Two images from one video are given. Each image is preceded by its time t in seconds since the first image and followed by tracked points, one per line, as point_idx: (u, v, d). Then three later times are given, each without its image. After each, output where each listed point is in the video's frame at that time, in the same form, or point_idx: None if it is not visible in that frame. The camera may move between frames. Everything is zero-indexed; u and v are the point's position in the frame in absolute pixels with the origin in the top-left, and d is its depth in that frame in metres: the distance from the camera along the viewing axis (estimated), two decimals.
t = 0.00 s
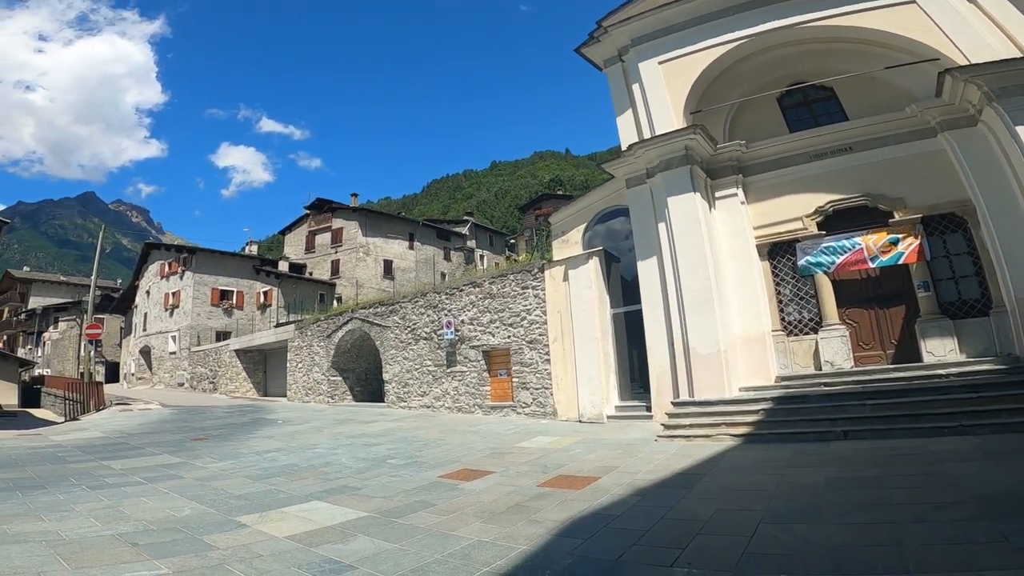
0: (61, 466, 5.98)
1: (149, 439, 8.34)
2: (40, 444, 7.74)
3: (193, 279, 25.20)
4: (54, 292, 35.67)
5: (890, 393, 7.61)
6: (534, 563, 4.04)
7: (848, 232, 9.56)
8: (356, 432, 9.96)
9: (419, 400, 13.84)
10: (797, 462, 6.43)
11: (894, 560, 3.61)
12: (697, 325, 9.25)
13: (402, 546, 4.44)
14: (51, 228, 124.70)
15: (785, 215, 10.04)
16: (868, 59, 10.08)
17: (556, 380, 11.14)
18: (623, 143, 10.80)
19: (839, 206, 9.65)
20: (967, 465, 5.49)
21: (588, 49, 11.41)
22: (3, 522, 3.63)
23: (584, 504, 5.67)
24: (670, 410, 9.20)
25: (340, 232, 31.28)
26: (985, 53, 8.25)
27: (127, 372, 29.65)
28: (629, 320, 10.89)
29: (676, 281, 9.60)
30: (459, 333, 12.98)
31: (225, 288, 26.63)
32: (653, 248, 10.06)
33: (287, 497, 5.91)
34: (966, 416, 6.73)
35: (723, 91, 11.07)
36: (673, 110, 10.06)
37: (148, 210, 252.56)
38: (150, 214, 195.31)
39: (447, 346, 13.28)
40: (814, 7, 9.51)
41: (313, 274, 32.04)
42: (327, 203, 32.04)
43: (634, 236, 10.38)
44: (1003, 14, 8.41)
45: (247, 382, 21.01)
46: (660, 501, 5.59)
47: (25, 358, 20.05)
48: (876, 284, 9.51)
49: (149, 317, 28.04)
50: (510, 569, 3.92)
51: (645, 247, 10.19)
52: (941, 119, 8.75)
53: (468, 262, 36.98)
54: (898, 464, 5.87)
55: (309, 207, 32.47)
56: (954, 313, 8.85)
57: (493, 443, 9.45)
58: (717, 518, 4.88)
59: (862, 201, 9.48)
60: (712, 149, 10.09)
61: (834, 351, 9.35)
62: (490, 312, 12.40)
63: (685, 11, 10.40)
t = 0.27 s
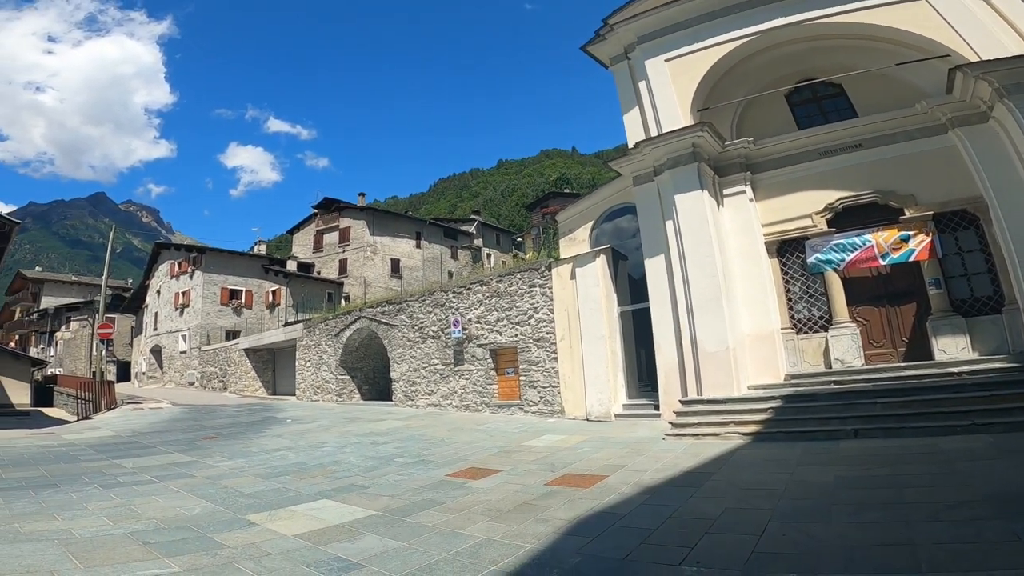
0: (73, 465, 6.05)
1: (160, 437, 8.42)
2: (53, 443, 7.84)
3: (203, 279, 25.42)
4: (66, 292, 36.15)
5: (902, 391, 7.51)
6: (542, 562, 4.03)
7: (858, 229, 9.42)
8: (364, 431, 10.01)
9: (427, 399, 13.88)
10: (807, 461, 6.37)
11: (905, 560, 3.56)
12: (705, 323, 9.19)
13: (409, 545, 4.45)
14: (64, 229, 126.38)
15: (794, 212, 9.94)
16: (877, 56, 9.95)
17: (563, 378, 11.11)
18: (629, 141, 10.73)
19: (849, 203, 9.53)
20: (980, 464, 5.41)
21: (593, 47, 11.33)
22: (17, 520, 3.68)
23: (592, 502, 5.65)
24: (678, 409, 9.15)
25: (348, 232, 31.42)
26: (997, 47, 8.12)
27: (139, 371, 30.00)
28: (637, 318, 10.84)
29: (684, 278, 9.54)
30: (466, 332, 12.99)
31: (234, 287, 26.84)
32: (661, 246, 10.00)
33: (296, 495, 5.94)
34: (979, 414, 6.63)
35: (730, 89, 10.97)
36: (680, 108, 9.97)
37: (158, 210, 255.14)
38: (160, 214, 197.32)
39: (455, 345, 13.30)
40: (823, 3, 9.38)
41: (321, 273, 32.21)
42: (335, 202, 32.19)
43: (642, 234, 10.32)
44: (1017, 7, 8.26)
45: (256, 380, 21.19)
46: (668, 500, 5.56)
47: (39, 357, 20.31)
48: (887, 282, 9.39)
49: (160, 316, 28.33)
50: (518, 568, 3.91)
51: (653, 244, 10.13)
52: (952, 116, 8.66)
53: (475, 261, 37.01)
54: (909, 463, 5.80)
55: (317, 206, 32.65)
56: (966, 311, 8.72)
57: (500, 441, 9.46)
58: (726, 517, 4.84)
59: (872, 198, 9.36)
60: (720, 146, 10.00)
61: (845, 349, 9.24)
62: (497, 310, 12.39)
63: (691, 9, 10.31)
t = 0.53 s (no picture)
0: (83, 466, 6.09)
1: (168, 439, 8.48)
2: (63, 444, 7.90)
3: (210, 281, 25.59)
4: (74, 295, 36.51)
5: (911, 391, 7.44)
6: (548, 563, 4.02)
7: (865, 228, 9.36)
8: (370, 432, 10.03)
9: (433, 400, 13.89)
10: (815, 461, 6.32)
11: (916, 560, 3.52)
12: (711, 322, 9.15)
13: (416, 546, 4.45)
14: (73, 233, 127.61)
15: (801, 212, 9.88)
16: (883, 54, 9.89)
17: (569, 379, 11.09)
18: (634, 141, 10.70)
19: (856, 202, 9.46)
20: (991, 463, 5.34)
21: (597, 47, 11.30)
22: (28, 522, 3.71)
23: (599, 503, 5.63)
24: (685, 409, 9.12)
25: (353, 234, 31.53)
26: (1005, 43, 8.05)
27: (147, 373, 30.22)
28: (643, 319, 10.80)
29: (689, 278, 9.50)
30: (472, 333, 13.00)
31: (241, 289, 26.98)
32: (666, 246, 9.96)
33: (303, 497, 5.96)
34: (989, 414, 6.55)
35: (734, 88, 10.93)
36: (684, 108, 9.94)
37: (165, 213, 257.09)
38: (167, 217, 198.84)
39: (460, 346, 13.30)
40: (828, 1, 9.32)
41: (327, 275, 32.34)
42: (341, 204, 32.32)
43: (647, 234, 10.28)
44: None
45: (263, 382, 21.30)
46: (676, 501, 5.53)
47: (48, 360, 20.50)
48: (895, 281, 9.31)
49: (168, 319, 28.53)
50: (525, 569, 3.90)
51: (658, 244, 10.10)
52: (959, 114, 8.55)
53: (480, 262, 37.02)
54: (919, 463, 5.74)
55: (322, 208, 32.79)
56: (976, 310, 8.63)
57: (506, 442, 9.45)
58: (734, 517, 4.81)
59: (879, 197, 9.29)
60: (725, 146, 9.95)
61: (853, 348, 9.17)
62: (502, 311, 12.39)
63: (695, 8, 10.27)
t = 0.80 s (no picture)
0: (93, 470, 6.13)
1: (176, 442, 8.52)
2: (72, 448, 7.96)
3: (216, 285, 25.74)
4: (82, 300, 36.85)
5: (920, 389, 7.37)
6: (556, 564, 4.01)
7: (871, 226, 9.30)
8: (376, 434, 10.04)
9: (438, 402, 13.90)
10: (824, 461, 6.27)
11: (927, 559, 3.49)
12: (717, 322, 9.11)
13: (424, 548, 4.45)
14: (80, 238, 128.81)
15: (806, 210, 9.82)
16: (887, 52, 9.84)
17: (575, 380, 11.07)
18: (638, 141, 10.68)
19: (862, 201, 9.40)
20: (1003, 462, 5.28)
21: (599, 48, 11.30)
22: (39, 525, 3.73)
23: (606, 505, 5.60)
24: (692, 410, 9.08)
25: (358, 236, 31.61)
26: (1011, 38, 7.98)
27: (155, 377, 30.40)
28: (648, 319, 10.77)
29: (695, 278, 9.46)
30: (477, 334, 13.00)
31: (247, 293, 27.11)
32: (672, 246, 9.93)
33: (310, 499, 5.97)
34: (999, 412, 6.48)
35: (738, 88, 10.90)
36: (688, 108, 9.91)
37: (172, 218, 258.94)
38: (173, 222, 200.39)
39: (466, 348, 13.30)
40: None
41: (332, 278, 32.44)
42: (345, 207, 32.44)
43: (652, 235, 10.25)
44: None
45: (270, 386, 21.38)
46: (684, 501, 5.50)
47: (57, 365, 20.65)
48: (902, 279, 9.23)
49: (175, 323, 28.70)
50: (533, 571, 3.89)
51: (663, 245, 10.07)
52: (964, 112, 8.52)
53: (485, 264, 37.04)
54: (930, 461, 5.68)
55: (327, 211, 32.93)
56: (984, 308, 8.56)
57: (513, 444, 9.43)
58: (743, 518, 4.78)
59: (885, 194, 9.22)
60: (730, 145, 9.91)
61: (861, 347, 9.10)
62: (508, 313, 12.38)
63: (698, 7, 10.24)
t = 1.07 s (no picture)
0: (101, 473, 6.16)
1: (184, 445, 8.55)
2: (81, 452, 8.00)
3: (222, 288, 25.86)
4: (89, 304, 37.09)
5: (929, 387, 7.31)
6: (565, 564, 3.99)
7: (877, 223, 9.25)
8: (382, 436, 10.05)
9: (444, 403, 13.90)
10: (833, 460, 6.22)
11: (939, 557, 3.46)
12: (723, 321, 9.07)
13: (431, 549, 4.45)
14: (86, 243, 129.73)
15: (812, 208, 9.76)
16: (890, 49, 9.79)
17: (581, 380, 11.04)
18: (640, 140, 10.65)
19: (868, 198, 9.34)
20: (1014, 459, 5.23)
21: (601, 48, 11.27)
22: (48, 529, 3.75)
23: (613, 505, 5.58)
24: (698, 409, 9.04)
25: (362, 239, 31.69)
26: (1016, 33, 7.93)
27: (161, 381, 30.56)
28: (653, 319, 10.74)
29: (700, 277, 9.43)
30: (482, 335, 12.99)
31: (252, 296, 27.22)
32: (676, 245, 9.90)
33: (317, 501, 5.98)
34: (1010, 409, 6.42)
35: (740, 86, 10.86)
36: (691, 107, 9.87)
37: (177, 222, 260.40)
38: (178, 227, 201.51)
39: (471, 349, 13.30)
40: None
41: (337, 280, 32.54)
42: (349, 209, 32.55)
43: (656, 234, 10.22)
44: None
45: (276, 388, 21.45)
46: (691, 501, 5.47)
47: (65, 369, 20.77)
48: (909, 276, 9.16)
49: (181, 326, 28.84)
50: (541, 572, 3.87)
51: (667, 244, 10.03)
52: (969, 108, 8.49)
53: (489, 265, 37.07)
54: (940, 459, 5.63)
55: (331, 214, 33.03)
56: (993, 304, 8.49)
57: (519, 444, 9.42)
58: (751, 517, 4.75)
59: (891, 191, 9.16)
60: (733, 143, 9.87)
61: (868, 345, 9.04)
62: (512, 313, 12.37)
63: (700, 5, 10.21)
